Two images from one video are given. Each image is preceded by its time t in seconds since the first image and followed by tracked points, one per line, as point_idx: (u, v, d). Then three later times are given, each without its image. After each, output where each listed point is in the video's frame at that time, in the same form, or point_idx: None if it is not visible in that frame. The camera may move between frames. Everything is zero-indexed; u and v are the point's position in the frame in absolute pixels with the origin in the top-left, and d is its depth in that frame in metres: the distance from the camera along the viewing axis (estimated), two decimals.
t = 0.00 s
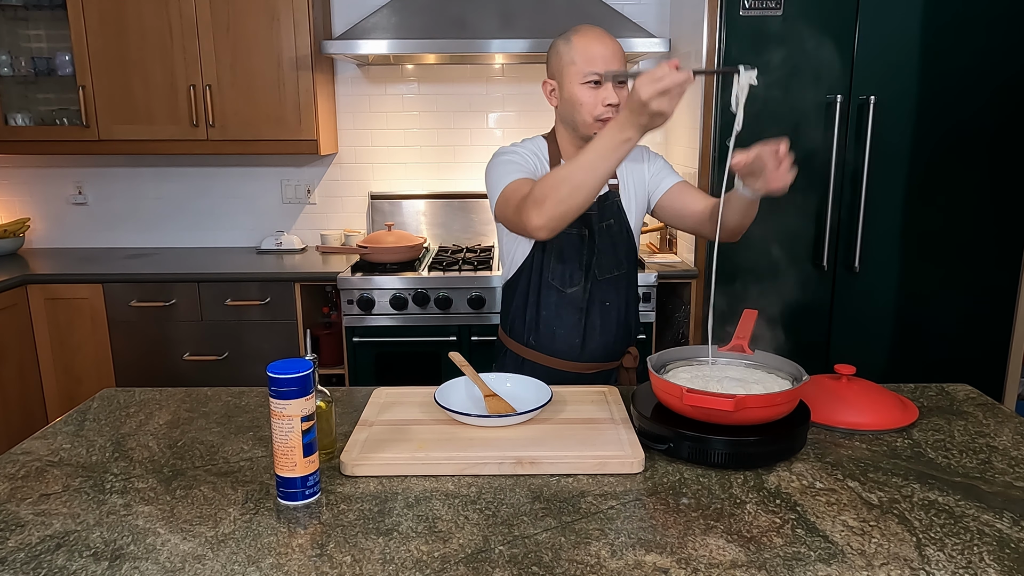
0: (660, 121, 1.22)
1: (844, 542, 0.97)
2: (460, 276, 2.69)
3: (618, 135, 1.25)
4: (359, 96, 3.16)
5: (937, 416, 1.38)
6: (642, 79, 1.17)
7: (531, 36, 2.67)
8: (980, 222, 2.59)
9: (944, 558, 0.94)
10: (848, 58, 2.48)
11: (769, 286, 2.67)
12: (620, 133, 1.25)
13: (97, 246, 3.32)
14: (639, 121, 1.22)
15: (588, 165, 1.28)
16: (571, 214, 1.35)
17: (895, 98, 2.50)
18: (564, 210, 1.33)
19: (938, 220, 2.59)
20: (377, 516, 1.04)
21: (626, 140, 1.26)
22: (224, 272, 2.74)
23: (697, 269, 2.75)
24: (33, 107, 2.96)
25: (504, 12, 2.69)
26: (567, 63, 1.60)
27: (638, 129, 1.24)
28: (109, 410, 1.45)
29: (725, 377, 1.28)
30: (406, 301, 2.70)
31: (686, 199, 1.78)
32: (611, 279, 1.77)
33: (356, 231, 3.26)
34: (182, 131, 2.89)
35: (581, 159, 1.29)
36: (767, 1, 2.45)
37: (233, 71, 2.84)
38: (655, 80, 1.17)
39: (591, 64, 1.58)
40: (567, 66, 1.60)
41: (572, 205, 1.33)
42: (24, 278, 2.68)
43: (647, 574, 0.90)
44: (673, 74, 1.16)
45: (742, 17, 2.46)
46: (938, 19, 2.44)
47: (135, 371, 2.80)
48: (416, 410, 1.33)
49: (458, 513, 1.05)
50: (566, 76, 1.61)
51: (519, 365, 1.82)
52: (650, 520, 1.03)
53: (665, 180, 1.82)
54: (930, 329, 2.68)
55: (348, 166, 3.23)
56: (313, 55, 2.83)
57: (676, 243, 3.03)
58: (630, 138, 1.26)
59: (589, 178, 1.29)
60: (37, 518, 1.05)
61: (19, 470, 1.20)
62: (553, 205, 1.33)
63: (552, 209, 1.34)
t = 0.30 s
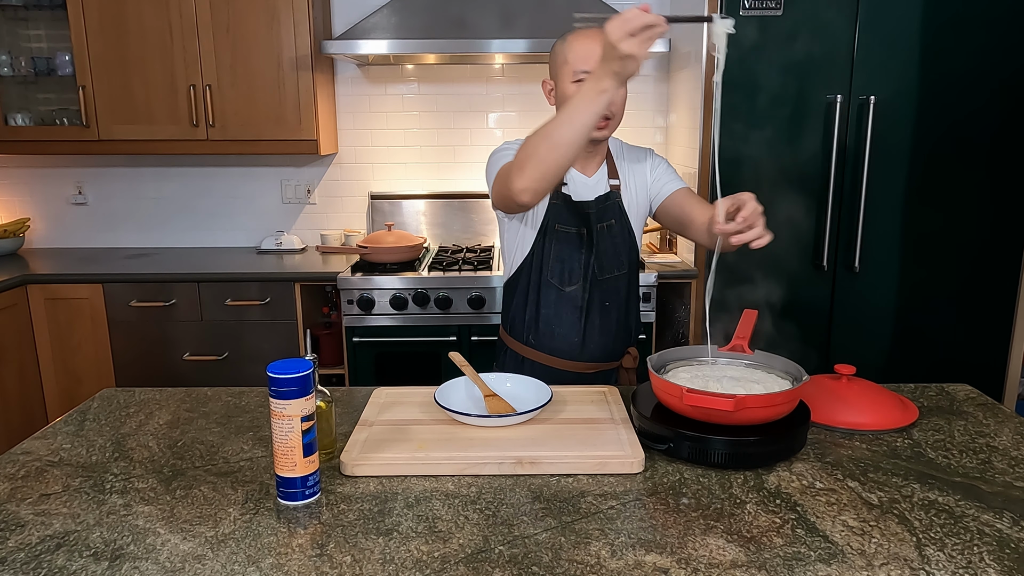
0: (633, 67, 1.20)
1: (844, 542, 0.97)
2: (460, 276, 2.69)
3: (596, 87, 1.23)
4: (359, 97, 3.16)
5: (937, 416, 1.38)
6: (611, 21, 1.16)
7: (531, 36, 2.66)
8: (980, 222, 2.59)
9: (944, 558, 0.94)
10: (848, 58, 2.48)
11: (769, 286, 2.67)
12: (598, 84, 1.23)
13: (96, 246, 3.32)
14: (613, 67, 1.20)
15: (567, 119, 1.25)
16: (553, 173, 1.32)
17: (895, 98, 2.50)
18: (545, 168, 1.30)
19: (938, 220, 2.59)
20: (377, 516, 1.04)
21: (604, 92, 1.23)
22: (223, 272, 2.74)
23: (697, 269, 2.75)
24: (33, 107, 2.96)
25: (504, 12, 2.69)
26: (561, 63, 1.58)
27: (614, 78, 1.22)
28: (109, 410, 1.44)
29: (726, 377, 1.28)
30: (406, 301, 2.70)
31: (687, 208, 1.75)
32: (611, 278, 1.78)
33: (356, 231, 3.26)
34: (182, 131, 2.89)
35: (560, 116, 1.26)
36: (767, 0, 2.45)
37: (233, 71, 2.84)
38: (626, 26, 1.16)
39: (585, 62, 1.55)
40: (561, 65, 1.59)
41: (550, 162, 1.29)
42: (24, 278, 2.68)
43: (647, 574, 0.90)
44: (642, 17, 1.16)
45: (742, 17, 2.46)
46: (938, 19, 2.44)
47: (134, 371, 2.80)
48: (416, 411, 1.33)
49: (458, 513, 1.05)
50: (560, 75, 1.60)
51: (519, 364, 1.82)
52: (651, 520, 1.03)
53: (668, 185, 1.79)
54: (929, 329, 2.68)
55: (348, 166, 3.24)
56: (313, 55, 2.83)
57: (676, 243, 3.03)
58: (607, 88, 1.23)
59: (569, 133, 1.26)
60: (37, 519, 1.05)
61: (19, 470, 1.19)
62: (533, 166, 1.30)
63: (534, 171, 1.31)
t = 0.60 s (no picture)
0: (570, 88, 1.23)
1: (844, 542, 0.97)
2: (460, 276, 2.69)
3: (535, 109, 1.29)
4: (359, 96, 3.16)
5: (937, 416, 1.38)
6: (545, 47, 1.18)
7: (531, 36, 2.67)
8: (980, 222, 2.59)
9: (943, 558, 0.94)
10: (848, 58, 2.48)
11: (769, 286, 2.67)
12: (537, 105, 1.28)
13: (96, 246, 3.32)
14: (549, 92, 1.25)
15: (511, 141, 1.34)
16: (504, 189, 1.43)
17: (895, 99, 2.50)
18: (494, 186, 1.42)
19: (938, 220, 2.59)
20: (377, 516, 1.04)
21: (543, 114, 1.29)
22: (223, 272, 2.74)
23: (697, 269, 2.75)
24: (33, 107, 2.96)
25: (504, 12, 2.69)
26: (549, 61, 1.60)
27: (552, 101, 1.27)
28: (109, 410, 1.44)
29: (725, 377, 1.28)
30: (406, 301, 2.70)
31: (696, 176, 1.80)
32: (609, 277, 1.78)
33: (356, 231, 3.26)
34: (182, 131, 2.89)
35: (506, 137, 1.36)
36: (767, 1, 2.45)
37: (233, 71, 2.84)
38: (561, 52, 1.17)
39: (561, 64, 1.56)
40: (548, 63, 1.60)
41: (500, 179, 1.41)
42: (24, 278, 2.68)
43: (647, 574, 0.90)
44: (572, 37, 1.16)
45: (742, 17, 2.46)
46: (938, 19, 2.44)
47: (134, 371, 2.80)
48: (416, 411, 1.33)
49: (458, 513, 1.05)
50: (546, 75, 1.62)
51: (519, 365, 1.82)
52: (650, 520, 1.03)
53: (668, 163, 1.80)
54: (930, 328, 2.68)
55: (348, 166, 3.23)
56: (313, 55, 2.83)
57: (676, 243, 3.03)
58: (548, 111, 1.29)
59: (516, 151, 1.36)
60: (37, 518, 1.05)
61: (19, 470, 1.20)
62: (486, 182, 1.42)
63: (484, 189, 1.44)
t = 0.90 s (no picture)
0: (574, 153, 1.27)
1: (844, 542, 0.97)
2: (460, 276, 2.69)
3: (536, 166, 1.34)
4: (359, 96, 3.16)
5: (937, 416, 1.38)
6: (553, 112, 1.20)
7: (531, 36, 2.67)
8: (980, 222, 2.59)
9: (943, 557, 0.94)
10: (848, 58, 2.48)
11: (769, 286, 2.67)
12: (540, 163, 1.33)
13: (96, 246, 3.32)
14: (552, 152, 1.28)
15: (512, 191, 1.39)
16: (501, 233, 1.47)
17: (895, 99, 2.50)
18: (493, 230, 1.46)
19: (938, 219, 2.59)
20: (377, 516, 1.04)
21: (544, 171, 1.34)
22: (222, 272, 2.73)
23: (697, 269, 2.75)
24: (33, 107, 2.96)
25: (504, 12, 2.69)
26: (541, 66, 1.60)
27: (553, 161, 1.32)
28: (109, 410, 1.45)
29: (722, 377, 1.28)
30: (406, 301, 2.70)
31: (685, 146, 1.77)
32: (604, 276, 1.77)
33: (356, 231, 3.26)
34: (182, 131, 2.89)
35: (507, 186, 1.40)
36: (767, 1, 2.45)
37: (233, 71, 2.84)
38: (567, 114, 1.20)
39: (564, 68, 1.57)
40: (540, 69, 1.61)
41: (498, 226, 1.45)
42: (24, 277, 2.68)
43: (647, 574, 0.90)
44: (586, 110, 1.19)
45: (742, 17, 2.46)
46: (938, 20, 2.45)
47: (135, 370, 2.80)
48: (416, 411, 1.33)
49: (458, 513, 1.05)
50: (540, 80, 1.62)
51: (519, 365, 1.83)
52: (650, 520, 1.03)
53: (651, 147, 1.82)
54: (930, 328, 2.68)
55: (348, 166, 3.23)
56: (313, 55, 2.83)
57: (676, 243, 3.03)
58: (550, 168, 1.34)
59: (515, 201, 1.40)
60: (37, 518, 1.05)
61: (19, 470, 1.20)
62: (483, 227, 1.47)
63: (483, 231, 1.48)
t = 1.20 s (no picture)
0: (610, 145, 1.32)
1: (844, 542, 0.97)
2: (460, 276, 2.69)
3: (569, 160, 1.34)
4: (359, 97, 3.16)
5: (937, 416, 1.38)
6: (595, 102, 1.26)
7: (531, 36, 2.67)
8: (980, 222, 2.59)
9: (943, 558, 0.93)
10: (848, 58, 2.48)
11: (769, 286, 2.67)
12: (572, 157, 1.34)
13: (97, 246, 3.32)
14: (589, 145, 1.31)
15: (540, 186, 1.38)
16: (526, 231, 1.45)
17: (895, 99, 2.50)
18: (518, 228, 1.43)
19: (938, 220, 2.59)
20: (377, 516, 1.04)
21: (577, 164, 1.35)
22: (222, 272, 2.73)
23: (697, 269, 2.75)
24: (33, 107, 2.96)
25: (504, 11, 2.69)
26: (537, 64, 1.60)
27: (587, 153, 1.33)
28: (109, 410, 1.44)
29: (723, 377, 1.28)
30: (406, 301, 2.70)
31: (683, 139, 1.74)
32: (604, 277, 1.76)
33: (356, 231, 3.26)
34: (182, 131, 2.89)
35: (535, 181, 1.38)
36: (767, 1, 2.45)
37: (233, 71, 2.84)
38: (607, 104, 1.25)
39: (560, 63, 1.57)
40: (536, 67, 1.61)
41: (523, 223, 1.42)
42: (24, 277, 2.68)
43: (647, 574, 0.90)
44: (627, 101, 1.25)
45: (742, 17, 2.46)
46: (938, 20, 2.45)
47: (135, 370, 2.79)
48: (416, 411, 1.33)
49: (458, 513, 1.05)
50: (537, 79, 1.61)
51: (520, 365, 1.83)
52: (650, 520, 1.03)
53: (646, 137, 1.79)
54: (930, 328, 2.68)
55: (348, 166, 3.23)
56: (313, 55, 2.83)
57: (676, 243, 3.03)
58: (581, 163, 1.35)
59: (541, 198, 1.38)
60: (37, 519, 1.05)
61: (19, 470, 1.20)
62: (507, 225, 1.44)
63: (507, 229, 1.44)
